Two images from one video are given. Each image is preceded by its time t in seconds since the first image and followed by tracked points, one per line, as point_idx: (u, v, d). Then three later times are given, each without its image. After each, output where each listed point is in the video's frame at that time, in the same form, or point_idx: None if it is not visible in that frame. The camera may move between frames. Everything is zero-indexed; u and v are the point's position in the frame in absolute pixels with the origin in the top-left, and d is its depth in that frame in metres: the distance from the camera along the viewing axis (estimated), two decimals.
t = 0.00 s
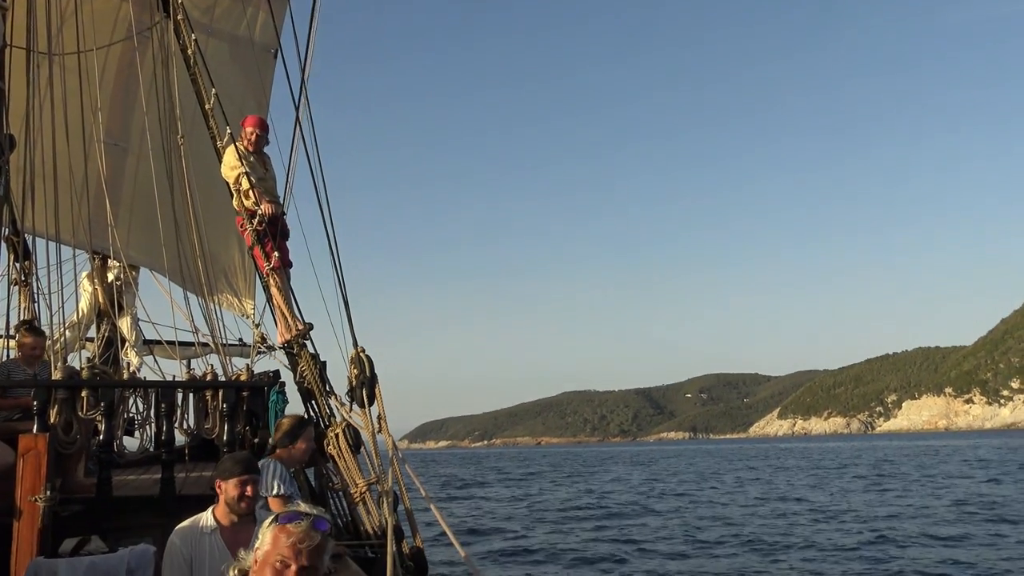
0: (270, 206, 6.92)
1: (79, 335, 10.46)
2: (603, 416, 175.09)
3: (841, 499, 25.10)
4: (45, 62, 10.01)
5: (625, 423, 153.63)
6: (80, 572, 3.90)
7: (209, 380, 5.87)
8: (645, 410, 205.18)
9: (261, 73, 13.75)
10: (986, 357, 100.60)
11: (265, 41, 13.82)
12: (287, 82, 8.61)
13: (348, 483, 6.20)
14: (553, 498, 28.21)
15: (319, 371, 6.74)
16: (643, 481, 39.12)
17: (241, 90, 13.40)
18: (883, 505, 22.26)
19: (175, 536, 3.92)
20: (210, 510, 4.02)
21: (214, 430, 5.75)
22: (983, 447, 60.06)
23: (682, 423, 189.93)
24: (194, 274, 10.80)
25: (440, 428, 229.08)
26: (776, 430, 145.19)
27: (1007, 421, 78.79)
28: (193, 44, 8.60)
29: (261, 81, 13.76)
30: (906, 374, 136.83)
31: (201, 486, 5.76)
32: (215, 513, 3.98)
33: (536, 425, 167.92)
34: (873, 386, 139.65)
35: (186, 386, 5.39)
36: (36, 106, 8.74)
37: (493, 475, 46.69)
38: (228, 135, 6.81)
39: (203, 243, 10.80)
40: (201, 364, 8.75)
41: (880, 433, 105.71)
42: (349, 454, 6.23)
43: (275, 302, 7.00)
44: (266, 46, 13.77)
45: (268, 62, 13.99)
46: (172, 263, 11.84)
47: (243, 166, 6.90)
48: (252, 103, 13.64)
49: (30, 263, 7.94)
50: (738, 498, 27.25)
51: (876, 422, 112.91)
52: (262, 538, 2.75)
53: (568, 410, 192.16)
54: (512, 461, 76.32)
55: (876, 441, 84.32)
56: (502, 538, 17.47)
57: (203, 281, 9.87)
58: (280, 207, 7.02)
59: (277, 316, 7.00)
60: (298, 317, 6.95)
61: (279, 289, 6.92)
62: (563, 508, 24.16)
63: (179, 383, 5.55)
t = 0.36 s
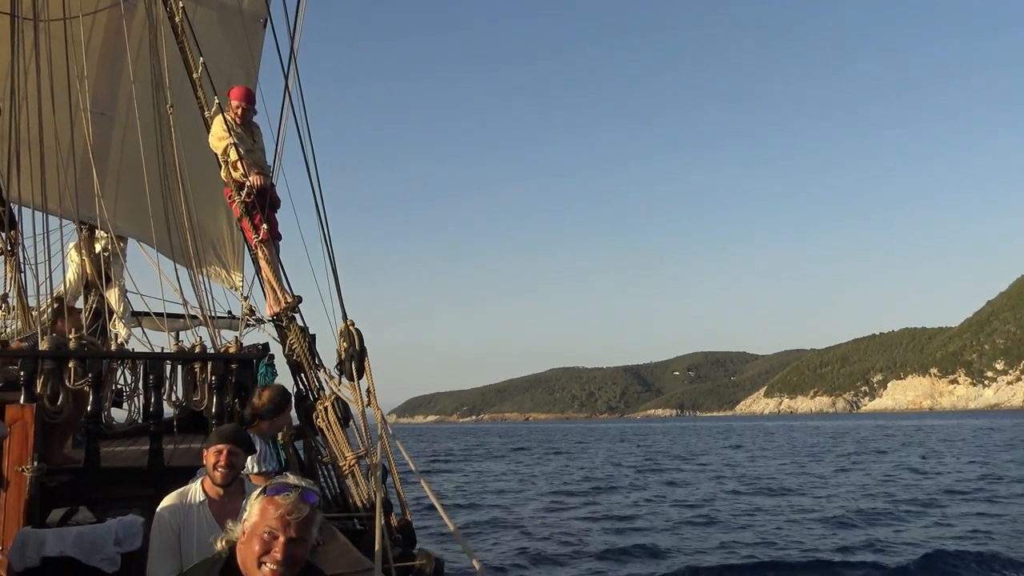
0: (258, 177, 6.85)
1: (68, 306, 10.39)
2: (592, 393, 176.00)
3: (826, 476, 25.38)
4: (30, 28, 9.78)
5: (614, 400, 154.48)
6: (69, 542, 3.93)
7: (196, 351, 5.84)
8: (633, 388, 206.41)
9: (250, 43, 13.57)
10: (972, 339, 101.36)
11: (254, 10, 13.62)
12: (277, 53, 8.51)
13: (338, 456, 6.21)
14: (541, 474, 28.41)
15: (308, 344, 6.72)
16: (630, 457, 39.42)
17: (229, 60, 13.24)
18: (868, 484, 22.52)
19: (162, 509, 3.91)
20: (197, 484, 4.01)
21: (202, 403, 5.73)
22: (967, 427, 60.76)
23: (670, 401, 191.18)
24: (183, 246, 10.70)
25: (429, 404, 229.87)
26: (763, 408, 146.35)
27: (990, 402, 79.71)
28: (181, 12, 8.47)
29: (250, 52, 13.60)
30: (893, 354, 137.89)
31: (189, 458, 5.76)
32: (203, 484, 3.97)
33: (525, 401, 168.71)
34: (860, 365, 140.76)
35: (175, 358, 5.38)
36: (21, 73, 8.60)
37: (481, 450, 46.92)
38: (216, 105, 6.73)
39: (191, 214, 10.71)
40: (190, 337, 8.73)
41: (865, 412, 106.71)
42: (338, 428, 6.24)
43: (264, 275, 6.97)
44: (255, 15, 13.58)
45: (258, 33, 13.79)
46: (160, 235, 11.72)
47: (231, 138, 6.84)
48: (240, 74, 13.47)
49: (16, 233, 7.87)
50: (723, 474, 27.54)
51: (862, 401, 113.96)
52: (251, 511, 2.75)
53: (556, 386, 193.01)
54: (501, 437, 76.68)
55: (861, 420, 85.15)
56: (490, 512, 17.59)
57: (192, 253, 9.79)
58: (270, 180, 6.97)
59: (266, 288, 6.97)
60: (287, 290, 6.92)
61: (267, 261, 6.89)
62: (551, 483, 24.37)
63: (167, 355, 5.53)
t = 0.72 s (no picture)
0: (249, 140, 6.77)
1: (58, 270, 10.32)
2: (583, 360, 176.76)
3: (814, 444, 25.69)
4: None
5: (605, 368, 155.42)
6: (62, 505, 3.94)
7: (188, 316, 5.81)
8: (624, 356, 207.58)
9: (240, 5, 13.36)
10: (962, 310, 102.09)
11: None
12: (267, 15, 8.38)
13: (330, 422, 6.22)
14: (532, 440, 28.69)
15: (300, 310, 6.70)
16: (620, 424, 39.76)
17: (219, 22, 13.04)
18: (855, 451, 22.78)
19: (154, 473, 3.90)
20: (187, 448, 4.00)
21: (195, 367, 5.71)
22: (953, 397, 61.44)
23: (661, 369, 192.45)
24: (173, 209, 10.61)
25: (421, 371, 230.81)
26: (753, 377, 147.52)
27: (977, 372, 80.54)
28: None
29: (240, 15, 13.40)
30: (882, 324, 138.88)
31: (182, 422, 5.75)
32: (194, 447, 3.98)
33: (517, 368, 169.57)
34: (850, 335, 141.78)
35: (167, 322, 5.36)
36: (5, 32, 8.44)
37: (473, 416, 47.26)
38: (205, 67, 6.63)
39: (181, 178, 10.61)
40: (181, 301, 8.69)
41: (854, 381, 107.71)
42: (330, 393, 6.24)
43: (255, 239, 6.92)
44: None
45: None
46: (148, 199, 11.59)
47: (221, 100, 6.75)
48: (230, 36, 13.28)
49: (4, 196, 7.78)
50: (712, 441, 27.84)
51: (851, 371, 114.98)
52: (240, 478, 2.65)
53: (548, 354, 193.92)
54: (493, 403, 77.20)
55: (849, 389, 85.97)
56: (481, 477, 17.76)
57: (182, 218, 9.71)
58: (261, 143, 6.89)
59: (257, 253, 6.93)
60: (279, 255, 6.88)
61: (259, 226, 6.83)
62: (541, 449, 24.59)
63: (158, 320, 5.51)
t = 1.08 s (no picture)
0: (245, 108, 6.70)
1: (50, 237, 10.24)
2: (577, 335, 177.11)
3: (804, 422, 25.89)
4: None
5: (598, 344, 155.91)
6: (54, 472, 3.94)
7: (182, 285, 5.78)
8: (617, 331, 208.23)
9: None
10: (955, 292, 102.47)
11: None
12: None
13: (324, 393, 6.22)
14: (524, 414, 28.85)
15: (294, 280, 6.67)
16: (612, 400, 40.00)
17: None
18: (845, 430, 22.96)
19: (150, 441, 3.86)
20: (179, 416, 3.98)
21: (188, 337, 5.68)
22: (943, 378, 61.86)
23: (654, 345, 193.22)
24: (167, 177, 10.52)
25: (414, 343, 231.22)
26: (745, 354, 148.20)
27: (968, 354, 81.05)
28: None
29: None
30: (875, 304, 139.42)
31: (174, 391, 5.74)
32: (187, 414, 3.95)
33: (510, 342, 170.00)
34: (843, 314, 142.33)
35: (160, 290, 5.34)
36: None
37: (465, 389, 47.44)
38: (200, 32, 6.54)
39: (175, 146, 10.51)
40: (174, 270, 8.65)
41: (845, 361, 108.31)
42: (324, 364, 6.24)
43: (250, 209, 6.86)
44: None
45: None
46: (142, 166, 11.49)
47: (216, 67, 6.66)
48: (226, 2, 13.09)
49: None
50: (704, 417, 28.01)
51: (842, 350, 115.56)
52: (236, 448, 2.67)
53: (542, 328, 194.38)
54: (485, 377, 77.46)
55: (840, 368, 86.51)
56: (472, 450, 17.85)
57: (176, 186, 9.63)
58: (256, 112, 6.81)
59: (252, 223, 6.88)
60: (274, 225, 6.84)
61: (253, 196, 6.78)
62: (533, 423, 24.72)
63: (152, 288, 5.50)
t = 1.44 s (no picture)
0: (231, 69, 6.60)
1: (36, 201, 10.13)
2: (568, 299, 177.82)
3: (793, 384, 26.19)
4: None
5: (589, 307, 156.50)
6: (44, 436, 3.97)
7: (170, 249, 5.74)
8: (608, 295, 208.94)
9: None
10: (944, 255, 103.06)
11: None
12: None
13: (314, 356, 6.23)
14: (516, 376, 29.01)
15: (284, 244, 6.63)
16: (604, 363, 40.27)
17: None
18: (833, 391, 23.18)
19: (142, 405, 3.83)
20: (167, 378, 3.96)
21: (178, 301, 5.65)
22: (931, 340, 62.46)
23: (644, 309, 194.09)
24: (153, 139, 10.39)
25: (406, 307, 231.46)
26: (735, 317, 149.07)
27: (956, 316, 81.75)
28: None
29: None
30: (864, 267, 140.14)
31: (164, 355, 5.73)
32: (176, 377, 3.94)
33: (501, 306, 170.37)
34: (832, 277, 143.09)
35: (148, 254, 5.30)
36: None
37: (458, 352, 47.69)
38: None
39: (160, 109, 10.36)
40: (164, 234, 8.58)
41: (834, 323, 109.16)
42: (314, 328, 6.23)
43: (238, 172, 6.80)
44: None
45: None
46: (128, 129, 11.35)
47: (201, 27, 6.56)
48: None
49: None
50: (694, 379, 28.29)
51: (831, 313, 116.37)
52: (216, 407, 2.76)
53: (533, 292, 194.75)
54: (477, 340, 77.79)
55: (829, 330, 87.25)
56: (464, 412, 17.99)
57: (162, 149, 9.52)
58: (243, 73, 6.72)
59: (241, 186, 6.82)
60: (262, 188, 6.78)
61: (241, 158, 6.70)
62: (525, 386, 24.91)
63: (139, 252, 5.46)
